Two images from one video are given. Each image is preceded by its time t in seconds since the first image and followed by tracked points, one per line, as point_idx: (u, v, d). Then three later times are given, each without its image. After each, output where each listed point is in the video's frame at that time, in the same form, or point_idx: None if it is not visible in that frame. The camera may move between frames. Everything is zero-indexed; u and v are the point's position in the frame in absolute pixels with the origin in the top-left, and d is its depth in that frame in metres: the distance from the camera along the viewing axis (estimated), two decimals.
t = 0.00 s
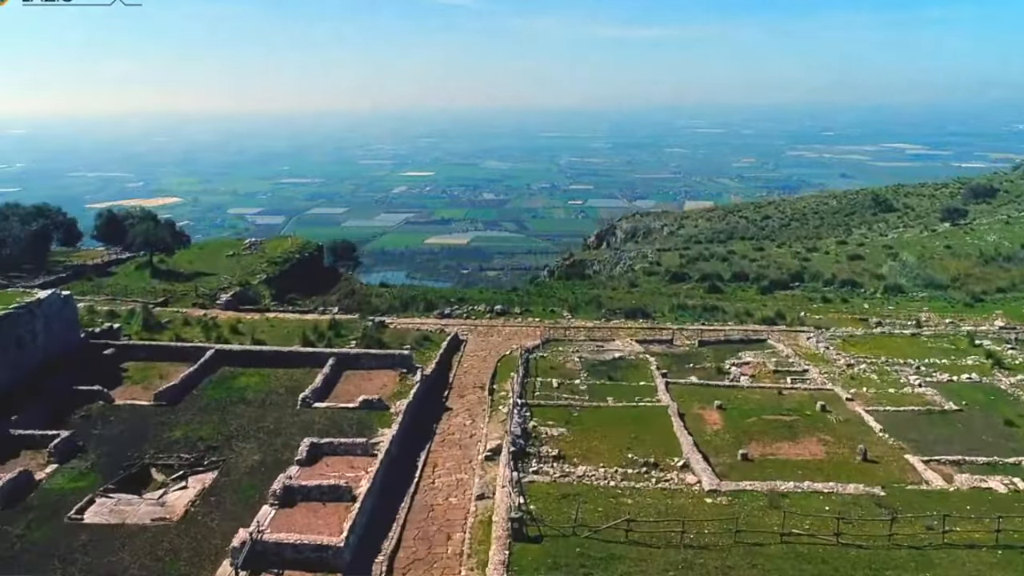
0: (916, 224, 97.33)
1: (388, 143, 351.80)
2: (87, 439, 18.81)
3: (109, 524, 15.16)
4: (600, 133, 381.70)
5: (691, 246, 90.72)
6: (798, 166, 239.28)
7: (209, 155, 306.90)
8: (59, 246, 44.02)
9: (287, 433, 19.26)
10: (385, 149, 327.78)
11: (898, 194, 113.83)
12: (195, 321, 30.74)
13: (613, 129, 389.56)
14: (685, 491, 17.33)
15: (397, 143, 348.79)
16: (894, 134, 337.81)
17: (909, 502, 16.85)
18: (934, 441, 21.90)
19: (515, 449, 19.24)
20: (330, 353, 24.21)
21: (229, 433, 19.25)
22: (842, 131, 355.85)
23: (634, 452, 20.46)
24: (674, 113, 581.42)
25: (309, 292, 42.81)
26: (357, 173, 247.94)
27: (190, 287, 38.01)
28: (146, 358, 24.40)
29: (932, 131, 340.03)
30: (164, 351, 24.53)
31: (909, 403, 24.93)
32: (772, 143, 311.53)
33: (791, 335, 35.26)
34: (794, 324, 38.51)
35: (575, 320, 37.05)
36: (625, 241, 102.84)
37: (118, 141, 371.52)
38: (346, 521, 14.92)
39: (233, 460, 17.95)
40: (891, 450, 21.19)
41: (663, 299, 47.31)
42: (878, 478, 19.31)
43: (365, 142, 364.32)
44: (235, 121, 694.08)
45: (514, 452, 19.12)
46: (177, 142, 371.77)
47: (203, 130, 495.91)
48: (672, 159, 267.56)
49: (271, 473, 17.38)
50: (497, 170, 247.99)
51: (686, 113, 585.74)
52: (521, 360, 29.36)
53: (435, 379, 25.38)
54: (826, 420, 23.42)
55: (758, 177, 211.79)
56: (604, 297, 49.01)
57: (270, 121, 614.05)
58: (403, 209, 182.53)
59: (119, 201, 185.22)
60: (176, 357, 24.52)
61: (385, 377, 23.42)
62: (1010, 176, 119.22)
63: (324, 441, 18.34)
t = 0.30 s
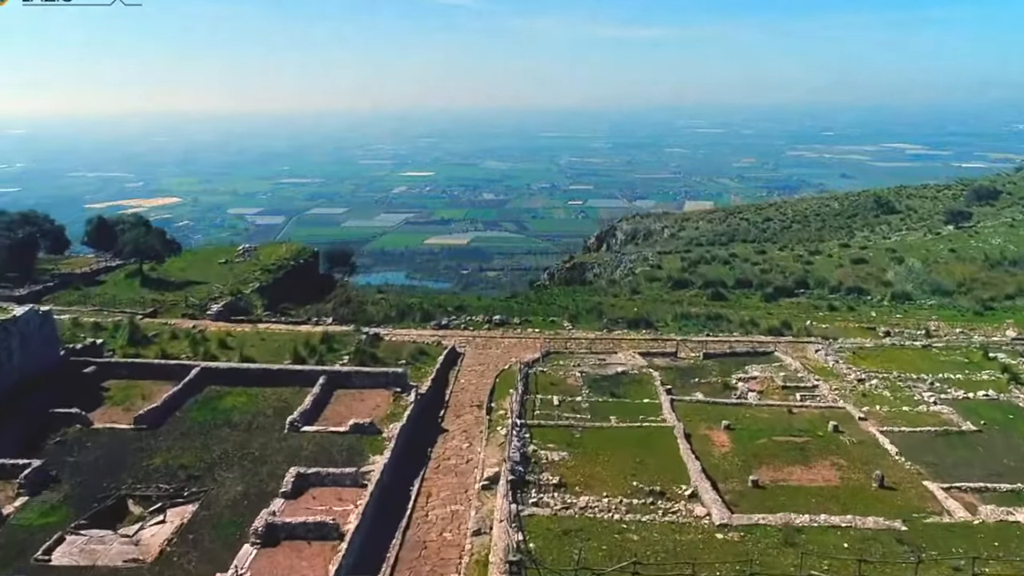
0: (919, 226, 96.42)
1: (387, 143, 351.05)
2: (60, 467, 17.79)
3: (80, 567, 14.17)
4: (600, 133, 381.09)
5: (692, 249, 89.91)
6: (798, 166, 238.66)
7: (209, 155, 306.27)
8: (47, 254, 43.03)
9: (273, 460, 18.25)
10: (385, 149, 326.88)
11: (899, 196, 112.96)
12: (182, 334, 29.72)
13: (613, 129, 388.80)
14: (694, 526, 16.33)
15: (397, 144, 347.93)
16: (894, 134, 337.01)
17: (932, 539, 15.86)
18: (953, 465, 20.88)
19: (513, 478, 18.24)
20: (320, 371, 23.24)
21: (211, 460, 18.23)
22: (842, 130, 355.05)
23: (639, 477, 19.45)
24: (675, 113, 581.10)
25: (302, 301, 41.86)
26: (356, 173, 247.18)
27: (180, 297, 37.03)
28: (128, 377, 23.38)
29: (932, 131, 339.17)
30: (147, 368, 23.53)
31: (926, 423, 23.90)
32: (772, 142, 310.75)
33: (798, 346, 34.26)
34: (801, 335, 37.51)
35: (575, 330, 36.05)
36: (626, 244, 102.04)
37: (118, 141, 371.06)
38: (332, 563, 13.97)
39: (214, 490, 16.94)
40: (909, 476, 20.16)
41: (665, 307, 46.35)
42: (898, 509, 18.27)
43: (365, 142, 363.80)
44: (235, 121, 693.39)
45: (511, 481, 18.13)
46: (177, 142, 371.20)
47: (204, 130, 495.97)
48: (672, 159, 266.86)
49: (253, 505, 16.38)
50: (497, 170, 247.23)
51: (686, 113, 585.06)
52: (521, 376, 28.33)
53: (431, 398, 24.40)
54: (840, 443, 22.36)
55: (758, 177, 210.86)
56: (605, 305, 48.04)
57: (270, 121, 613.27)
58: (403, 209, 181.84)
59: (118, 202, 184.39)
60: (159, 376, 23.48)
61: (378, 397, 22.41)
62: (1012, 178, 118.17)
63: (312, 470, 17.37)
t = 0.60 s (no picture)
0: (924, 229, 95.18)
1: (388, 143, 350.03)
2: (25, 505, 16.60)
3: None
4: (600, 133, 380.26)
5: (695, 252, 88.82)
6: (799, 165, 237.48)
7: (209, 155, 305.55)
8: (32, 264, 41.89)
9: (254, 498, 17.07)
10: (385, 149, 325.84)
11: (903, 198, 111.75)
12: (166, 350, 28.53)
13: (614, 129, 387.92)
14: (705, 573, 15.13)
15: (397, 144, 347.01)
16: (894, 134, 335.86)
17: None
18: (978, 498, 19.66)
19: (510, 518, 17.03)
20: (308, 395, 22.07)
21: (188, 498, 17.06)
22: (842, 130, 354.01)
23: (645, 514, 18.24)
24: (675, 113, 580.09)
25: (294, 311, 40.79)
26: (356, 173, 246.23)
27: (168, 309, 35.88)
28: (107, 401, 22.24)
29: (933, 131, 338.11)
30: (126, 393, 22.38)
31: (946, 449, 22.67)
32: (773, 142, 309.64)
33: (808, 361, 33.03)
34: (809, 349, 36.30)
35: (576, 344, 34.86)
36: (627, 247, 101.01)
37: (119, 141, 370.66)
38: None
39: (189, 532, 15.76)
40: (931, 510, 18.94)
41: (668, 317, 45.15)
42: (924, 551, 17.03)
43: (365, 142, 363.05)
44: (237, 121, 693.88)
45: (508, 520, 16.95)
46: (177, 142, 370.72)
47: (204, 130, 495.68)
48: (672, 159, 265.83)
49: (230, 550, 15.21)
50: (497, 170, 246.23)
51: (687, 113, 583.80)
52: (519, 395, 27.11)
53: (424, 423, 23.19)
54: (857, 471, 21.16)
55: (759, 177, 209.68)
56: (607, 314, 46.89)
57: (270, 121, 612.51)
58: (402, 209, 180.80)
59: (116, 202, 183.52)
60: (139, 400, 22.33)
61: (367, 424, 21.22)
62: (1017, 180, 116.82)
63: (294, 510, 16.23)
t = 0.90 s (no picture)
0: (926, 231, 94.31)
1: (387, 143, 349.12)
2: None
3: None
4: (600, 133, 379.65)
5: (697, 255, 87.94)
6: (799, 165, 236.55)
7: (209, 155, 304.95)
8: (19, 273, 40.94)
9: (237, 533, 16.10)
10: (384, 149, 324.96)
11: (904, 199, 110.89)
12: (152, 365, 27.54)
13: (614, 128, 387.17)
14: None
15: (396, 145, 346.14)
16: (893, 134, 335.00)
17: None
18: (1002, 528, 18.69)
19: (509, 555, 16.07)
20: (297, 417, 21.09)
21: (166, 533, 16.09)
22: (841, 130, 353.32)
23: (651, 548, 17.27)
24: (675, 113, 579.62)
25: (287, 321, 39.90)
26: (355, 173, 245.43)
27: (157, 319, 34.91)
28: (87, 424, 21.26)
29: (934, 132, 337.19)
30: (108, 414, 21.42)
31: (965, 474, 21.67)
32: (773, 142, 308.82)
33: (815, 374, 32.06)
34: (817, 360, 35.29)
35: (577, 356, 33.86)
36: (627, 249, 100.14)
37: (119, 141, 369.85)
38: None
39: (167, 572, 14.80)
40: (953, 543, 17.97)
41: (670, 326, 44.18)
42: None
43: (365, 142, 362.41)
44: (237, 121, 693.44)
45: (506, 558, 15.98)
46: (177, 142, 370.42)
47: (204, 130, 494.97)
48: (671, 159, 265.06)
49: None
50: (496, 170, 245.39)
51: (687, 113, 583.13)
52: (518, 412, 26.12)
53: (419, 445, 22.21)
54: (872, 498, 20.17)
55: (760, 177, 208.73)
56: (609, 323, 45.86)
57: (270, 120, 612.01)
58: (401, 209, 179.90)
59: (115, 202, 182.71)
60: (120, 422, 21.34)
61: (359, 449, 20.23)
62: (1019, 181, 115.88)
63: (278, 548, 15.28)
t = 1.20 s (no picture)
0: (929, 234, 93.35)
1: (387, 143, 349.13)
2: None
3: None
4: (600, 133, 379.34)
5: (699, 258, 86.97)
6: (800, 165, 235.79)
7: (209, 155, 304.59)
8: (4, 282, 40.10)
9: (216, 573, 15.15)
10: (384, 149, 324.27)
11: (907, 201, 109.97)
12: (138, 381, 26.60)
13: (614, 128, 386.63)
14: None
15: (397, 145, 345.41)
16: (893, 134, 334.21)
17: None
18: None
19: None
20: (286, 442, 20.10)
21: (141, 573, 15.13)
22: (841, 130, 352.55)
23: None
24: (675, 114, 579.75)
25: (280, 332, 38.94)
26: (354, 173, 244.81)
27: (147, 330, 33.93)
28: (65, 449, 20.31)
29: (934, 132, 336.25)
30: (87, 439, 20.49)
31: (984, 500, 20.71)
32: (773, 142, 308.18)
33: (824, 389, 31.08)
34: (825, 374, 34.32)
35: (578, 370, 32.87)
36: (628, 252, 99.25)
37: (120, 141, 369.76)
38: None
39: None
40: None
41: (673, 335, 43.22)
42: None
43: (365, 142, 361.99)
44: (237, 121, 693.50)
45: None
46: (178, 142, 370.12)
47: (205, 129, 494.74)
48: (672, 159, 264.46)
49: None
50: (496, 170, 244.70)
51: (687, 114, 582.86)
52: (517, 432, 25.12)
53: (413, 471, 21.20)
54: (887, 528, 19.18)
55: (760, 177, 207.94)
56: (610, 331, 44.90)
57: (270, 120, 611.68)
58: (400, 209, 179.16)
59: (115, 202, 182.25)
60: (99, 446, 20.40)
61: (348, 476, 19.26)
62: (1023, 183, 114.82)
63: None
